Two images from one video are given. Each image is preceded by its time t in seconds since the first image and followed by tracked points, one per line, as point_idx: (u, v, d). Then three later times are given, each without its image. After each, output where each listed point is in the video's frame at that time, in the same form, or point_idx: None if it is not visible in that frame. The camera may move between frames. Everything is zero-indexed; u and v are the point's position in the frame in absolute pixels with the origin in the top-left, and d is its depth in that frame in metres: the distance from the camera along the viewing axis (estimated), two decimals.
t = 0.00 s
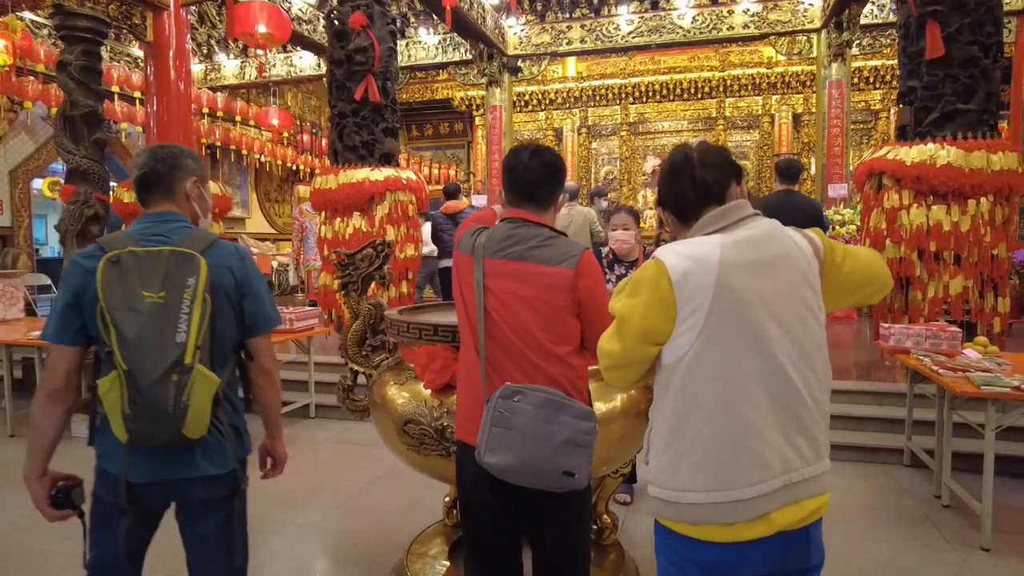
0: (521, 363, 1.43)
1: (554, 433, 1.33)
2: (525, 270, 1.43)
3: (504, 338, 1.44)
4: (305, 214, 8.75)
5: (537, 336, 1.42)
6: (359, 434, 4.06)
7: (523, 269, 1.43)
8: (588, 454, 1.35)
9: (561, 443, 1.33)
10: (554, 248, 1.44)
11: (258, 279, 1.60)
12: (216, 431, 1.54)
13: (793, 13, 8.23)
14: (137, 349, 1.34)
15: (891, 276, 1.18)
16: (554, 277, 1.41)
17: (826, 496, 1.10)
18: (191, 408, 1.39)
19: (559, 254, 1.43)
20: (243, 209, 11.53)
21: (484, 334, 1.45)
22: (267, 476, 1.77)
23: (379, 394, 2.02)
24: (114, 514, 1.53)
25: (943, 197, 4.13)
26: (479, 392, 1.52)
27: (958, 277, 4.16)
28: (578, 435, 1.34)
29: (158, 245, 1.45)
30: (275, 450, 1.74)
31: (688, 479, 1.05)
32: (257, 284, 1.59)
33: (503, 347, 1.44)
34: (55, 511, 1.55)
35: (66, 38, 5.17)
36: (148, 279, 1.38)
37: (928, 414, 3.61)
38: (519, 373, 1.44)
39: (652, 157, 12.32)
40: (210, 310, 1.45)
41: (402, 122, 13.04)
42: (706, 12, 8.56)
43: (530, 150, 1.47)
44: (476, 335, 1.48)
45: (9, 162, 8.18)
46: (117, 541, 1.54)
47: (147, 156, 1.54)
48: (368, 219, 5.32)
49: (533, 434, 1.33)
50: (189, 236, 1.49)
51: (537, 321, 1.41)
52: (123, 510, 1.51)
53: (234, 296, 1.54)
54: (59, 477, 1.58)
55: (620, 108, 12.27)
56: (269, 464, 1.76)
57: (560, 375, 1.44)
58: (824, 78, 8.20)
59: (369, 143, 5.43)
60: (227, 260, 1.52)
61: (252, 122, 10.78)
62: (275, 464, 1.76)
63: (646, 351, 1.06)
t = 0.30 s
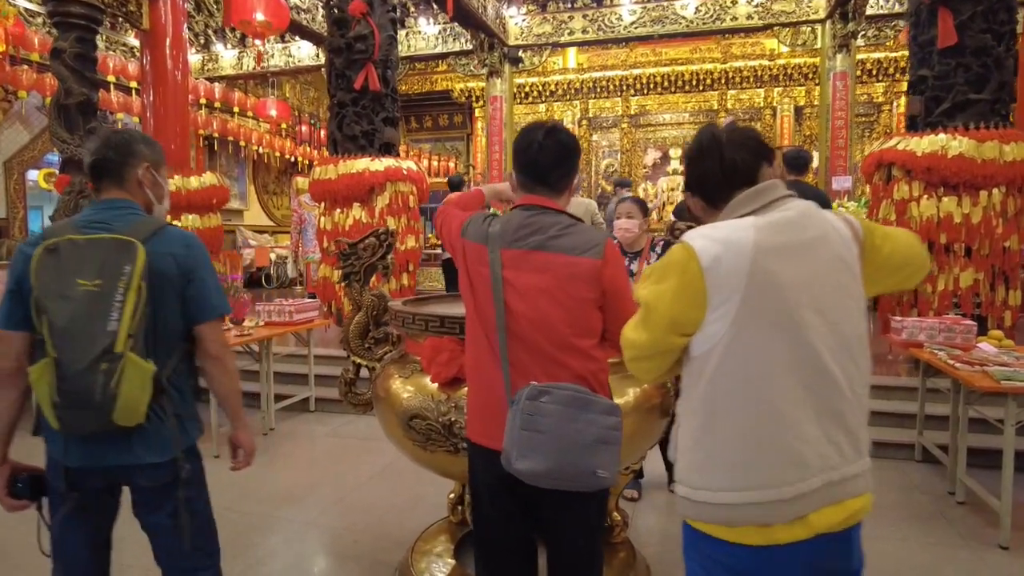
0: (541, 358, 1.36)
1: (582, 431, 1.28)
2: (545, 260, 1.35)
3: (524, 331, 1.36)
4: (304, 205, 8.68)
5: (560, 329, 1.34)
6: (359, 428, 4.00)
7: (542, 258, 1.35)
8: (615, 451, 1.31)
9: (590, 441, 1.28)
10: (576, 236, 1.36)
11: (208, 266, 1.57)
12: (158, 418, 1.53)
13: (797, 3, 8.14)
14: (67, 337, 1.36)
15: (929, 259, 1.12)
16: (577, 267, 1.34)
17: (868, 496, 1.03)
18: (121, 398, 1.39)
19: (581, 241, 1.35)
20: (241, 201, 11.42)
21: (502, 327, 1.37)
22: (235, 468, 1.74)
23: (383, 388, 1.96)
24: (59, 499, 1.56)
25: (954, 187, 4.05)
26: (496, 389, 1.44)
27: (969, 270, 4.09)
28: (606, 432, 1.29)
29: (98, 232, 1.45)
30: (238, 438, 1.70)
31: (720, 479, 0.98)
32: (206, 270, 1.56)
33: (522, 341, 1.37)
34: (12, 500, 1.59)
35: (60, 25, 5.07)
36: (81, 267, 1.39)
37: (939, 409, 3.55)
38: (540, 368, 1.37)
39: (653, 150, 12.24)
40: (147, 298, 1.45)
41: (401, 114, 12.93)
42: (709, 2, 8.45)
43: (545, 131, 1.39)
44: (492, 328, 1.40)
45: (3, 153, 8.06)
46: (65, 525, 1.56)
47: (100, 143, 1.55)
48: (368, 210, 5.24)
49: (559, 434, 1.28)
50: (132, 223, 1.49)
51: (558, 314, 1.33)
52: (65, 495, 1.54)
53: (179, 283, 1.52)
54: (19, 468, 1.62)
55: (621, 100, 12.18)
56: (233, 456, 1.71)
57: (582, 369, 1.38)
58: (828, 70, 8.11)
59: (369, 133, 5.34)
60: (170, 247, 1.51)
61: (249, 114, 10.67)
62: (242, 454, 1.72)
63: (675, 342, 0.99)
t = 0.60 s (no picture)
0: (584, 372, 1.26)
1: (631, 451, 1.19)
2: (589, 265, 1.25)
3: (564, 341, 1.25)
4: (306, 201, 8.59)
5: (604, 340, 1.24)
6: (367, 430, 3.90)
7: (584, 264, 1.25)
8: (665, 472, 1.22)
9: (641, 462, 1.19)
10: (621, 239, 1.26)
11: (187, 272, 1.64)
12: (136, 426, 1.58)
13: None
14: (45, 348, 1.42)
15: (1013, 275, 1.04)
16: (623, 273, 1.23)
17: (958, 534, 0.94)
18: (102, 410, 1.46)
19: (626, 246, 1.25)
20: (241, 196, 11.30)
21: (541, 337, 1.26)
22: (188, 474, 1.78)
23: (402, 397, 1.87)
24: (23, 506, 1.59)
25: (977, 186, 4.02)
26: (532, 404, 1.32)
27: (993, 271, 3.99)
28: (654, 451, 1.20)
29: (75, 236, 1.51)
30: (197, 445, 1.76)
31: (800, 513, 0.90)
32: (185, 276, 1.62)
33: (562, 353, 1.26)
34: None
35: (59, 17, 4.97)
36: (60, 277, 1.46)
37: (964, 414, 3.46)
38: (582, 381, 1.27)
39: (657, 146, 12.13)
40: (127, 309, 1.52)
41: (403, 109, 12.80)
42: None
43: (585, 127, 1.29)
44: (528, 339, 1.29)
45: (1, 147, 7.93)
46: (42, 530, 1.58)
47: (83, 135, 1.54)
48: (374, 207, 5.13)
49: (607, 455, 1.18)
50: (110, 227, 1.54)
51: (601, 324, 1.23)
52: (31, 502, 1.57)
53: (158, 289, 1.58)
54: None
55: (626, 95, 12.05)
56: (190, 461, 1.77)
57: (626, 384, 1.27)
58: (838, 66, 8.00)
59: (375, 128, 5.23)
60: (149, 252, 1.57)
61: (251, 108, 10.54)
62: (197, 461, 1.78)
63: (747, 360, 0.91)
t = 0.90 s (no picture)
0: (608, 378, 1.17)
1: (659, 467, 1.08)
2: (614, 265, 1.17)
3: (586, 345, 1.17)
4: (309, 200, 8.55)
5: (629, 345, 1.15)
6: (374, 433, 3.81)
7: (609, 263, 1.17)
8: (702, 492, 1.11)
9: (668, 480, 1.08)
10: (650, 238, 1.16)
11: (185, 273, 1.55)
12: (137, 428, 1.50)
13: None
14: (46, 351, 1.34)
15: None
16: (652, 273, 1.14)
17: None
18: (107, 414, 1.38)
19: (657, 245, 1.16)
20: (244, 195, 11.20)
21: (562, 340, 1.19)
22: (196, 468, 1.72)
23: (419, 404, 1.78)
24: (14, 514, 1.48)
25: (999, 185, 3.94)
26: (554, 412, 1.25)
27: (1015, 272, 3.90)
28: (690, 470, 1.09)
29: (73, 237, 1.43)
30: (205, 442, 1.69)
31: (878, 535, 0.85)
32: (184, 278, 1.54)
33: (584, 358, 1.18)
34: None
35: (60, 12, 4.90)
36: (60, 277, 1.37)
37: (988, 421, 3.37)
38: (604, 388, 1.18)
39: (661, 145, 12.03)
40: (129, 311, 1.45)
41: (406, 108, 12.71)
42: None
43: (615, 120, 1.21)
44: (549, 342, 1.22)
45: (2, 145, 7.85)
46: (41, 541, 1.47)
47: (77, 135, 1.45)
48: (380, 205, 5.04)
49: (632, 470, 1.09)
50: (107, 227, 1.46)
51: (626, 329, 1.15)
52: (22, 512, 1.46)
53: (156, 292, 1.50)
54: None
55: (631, 94, 11.96)
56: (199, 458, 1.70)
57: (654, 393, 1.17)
58: (848, 64, 7.90)
59: (382, 126, 5.14)
60: (149, 254, 1.49)
61: (253, 106, 10.45)
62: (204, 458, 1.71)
63: (824, 375, 0.86)
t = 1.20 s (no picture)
0: (678, 394, 1.06)
1: (736, 492, 1.00)
2: (689, 268, 1.05)
3: (654, 358, 1.06)
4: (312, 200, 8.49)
5: (702, 357, 1.05)
6: (379, 438, 3.71)
7: (680, 266, 1.06)
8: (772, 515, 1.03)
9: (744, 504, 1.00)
10: (724, 237, 1.06)
11: (185, 277, 1.51)
12: (136, 427, 1.46)
13: None
14: (49, 354, 1.29)
15: None
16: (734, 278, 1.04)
17: None
18: (108, 416, 1.34)
19: (733, 246, 1.05)
20: (245, 195, 11.11)
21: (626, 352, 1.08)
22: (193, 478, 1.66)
23: (432, 412, 1.70)
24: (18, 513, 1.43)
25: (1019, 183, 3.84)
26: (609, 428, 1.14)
27: None
28: (758, 493, 1.01)
29: (77, 241, 1.38)
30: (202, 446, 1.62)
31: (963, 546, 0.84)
32: (184, 283, 1.50)
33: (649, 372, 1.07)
34: None
35: (60, 8, 4.82)
36: (63, 280, 1.33)
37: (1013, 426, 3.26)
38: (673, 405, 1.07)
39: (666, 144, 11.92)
40: (130, 315, 1.40)
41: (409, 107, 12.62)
42: None
43: (677, 106, 1.11)
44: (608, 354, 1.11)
45: (2, 144, 7.76)
46: (42, 542, 1.41)
47: (81, 140, 1.41)
48: (385, 204, 4.95)
49: (710, 498, 0.99)
50: (109, 231, 1.42)
51: (704, 341, 1.04)
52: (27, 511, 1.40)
53: (156, 296, 1.47)
54: None
55: (635, 93, 11.88)
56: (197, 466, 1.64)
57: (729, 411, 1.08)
58: (857, 61, 7.79)
59: (387, 123, 5.06)
60: (150, 257, 1.44)
61: (255, 105, 10.36)
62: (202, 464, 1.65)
63: (902, 388, 0.82)
